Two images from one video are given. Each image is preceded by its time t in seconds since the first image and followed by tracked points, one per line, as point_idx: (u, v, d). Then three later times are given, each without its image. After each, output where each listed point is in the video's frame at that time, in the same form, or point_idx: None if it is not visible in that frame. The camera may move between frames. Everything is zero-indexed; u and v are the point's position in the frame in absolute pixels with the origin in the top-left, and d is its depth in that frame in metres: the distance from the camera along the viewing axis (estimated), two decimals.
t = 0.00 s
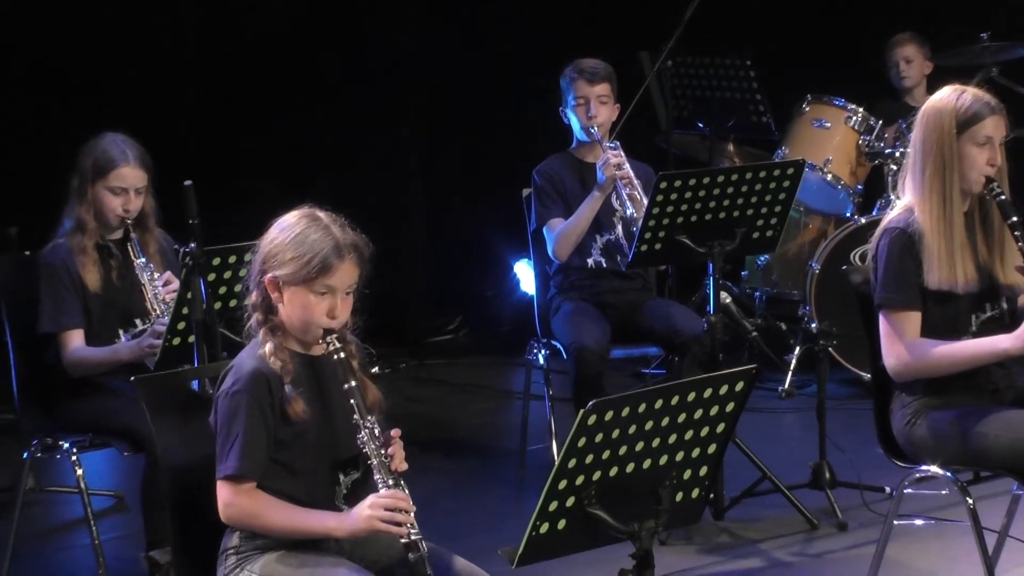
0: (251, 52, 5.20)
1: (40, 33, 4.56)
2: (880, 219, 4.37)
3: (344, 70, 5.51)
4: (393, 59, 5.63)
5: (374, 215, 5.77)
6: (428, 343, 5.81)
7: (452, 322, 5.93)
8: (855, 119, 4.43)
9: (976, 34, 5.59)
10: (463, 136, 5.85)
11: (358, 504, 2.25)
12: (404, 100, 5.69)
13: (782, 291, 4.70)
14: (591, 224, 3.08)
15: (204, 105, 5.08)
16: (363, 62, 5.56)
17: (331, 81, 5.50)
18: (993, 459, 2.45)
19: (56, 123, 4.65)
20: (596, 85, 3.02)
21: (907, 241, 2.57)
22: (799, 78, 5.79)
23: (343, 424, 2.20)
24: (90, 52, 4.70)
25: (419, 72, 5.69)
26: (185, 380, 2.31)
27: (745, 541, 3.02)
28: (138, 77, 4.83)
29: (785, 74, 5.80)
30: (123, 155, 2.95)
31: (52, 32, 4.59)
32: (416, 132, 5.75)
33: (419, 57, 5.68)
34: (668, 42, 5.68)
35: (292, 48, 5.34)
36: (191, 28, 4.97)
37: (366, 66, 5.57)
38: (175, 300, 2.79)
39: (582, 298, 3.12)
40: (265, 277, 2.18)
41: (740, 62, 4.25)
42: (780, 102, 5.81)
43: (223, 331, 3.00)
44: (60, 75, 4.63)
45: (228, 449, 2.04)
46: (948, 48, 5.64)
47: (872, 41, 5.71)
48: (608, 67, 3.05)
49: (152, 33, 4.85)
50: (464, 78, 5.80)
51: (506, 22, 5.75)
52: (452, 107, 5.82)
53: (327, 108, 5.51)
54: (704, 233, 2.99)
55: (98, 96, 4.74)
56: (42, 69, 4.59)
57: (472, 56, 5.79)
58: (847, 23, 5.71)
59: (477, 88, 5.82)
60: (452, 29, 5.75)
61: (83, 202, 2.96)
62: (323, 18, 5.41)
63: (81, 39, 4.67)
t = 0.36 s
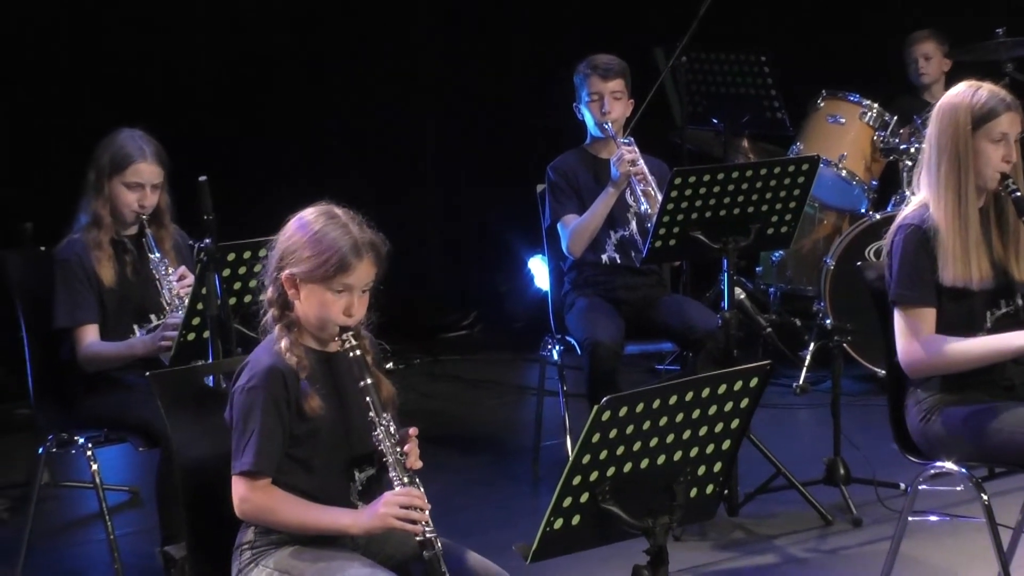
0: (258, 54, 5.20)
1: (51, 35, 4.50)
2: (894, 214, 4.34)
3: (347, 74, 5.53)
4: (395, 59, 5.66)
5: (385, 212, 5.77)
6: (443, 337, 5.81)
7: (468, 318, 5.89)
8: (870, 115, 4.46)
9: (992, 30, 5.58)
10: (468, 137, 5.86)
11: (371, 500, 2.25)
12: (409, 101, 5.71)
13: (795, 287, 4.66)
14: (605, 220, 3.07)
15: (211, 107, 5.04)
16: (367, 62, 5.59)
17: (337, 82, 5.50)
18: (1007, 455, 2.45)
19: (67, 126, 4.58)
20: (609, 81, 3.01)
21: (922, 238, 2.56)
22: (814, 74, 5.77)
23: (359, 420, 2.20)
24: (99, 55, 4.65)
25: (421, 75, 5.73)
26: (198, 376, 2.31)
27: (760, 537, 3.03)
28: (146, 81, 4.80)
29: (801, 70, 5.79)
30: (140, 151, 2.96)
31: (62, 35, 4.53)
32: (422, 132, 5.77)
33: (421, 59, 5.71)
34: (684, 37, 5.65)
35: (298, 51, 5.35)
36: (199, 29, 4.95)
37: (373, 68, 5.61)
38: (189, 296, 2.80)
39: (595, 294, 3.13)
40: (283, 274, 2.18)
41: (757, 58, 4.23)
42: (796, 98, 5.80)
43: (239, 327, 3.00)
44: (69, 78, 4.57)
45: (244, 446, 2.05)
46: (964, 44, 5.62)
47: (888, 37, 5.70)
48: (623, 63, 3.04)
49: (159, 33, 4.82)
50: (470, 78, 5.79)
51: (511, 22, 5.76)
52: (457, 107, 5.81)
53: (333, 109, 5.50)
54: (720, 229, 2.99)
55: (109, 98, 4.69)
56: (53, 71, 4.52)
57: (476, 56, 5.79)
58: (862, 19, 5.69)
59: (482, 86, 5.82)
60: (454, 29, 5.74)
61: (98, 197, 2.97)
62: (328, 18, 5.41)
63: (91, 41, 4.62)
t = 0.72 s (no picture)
0: (265, 53, 5.10)
1: (54, 38, 4.47)
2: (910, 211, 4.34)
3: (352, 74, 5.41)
4: (400, 58, 5.55)
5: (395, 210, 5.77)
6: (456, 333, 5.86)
7: (482, 314, 5.95)
8: (884, 110, 4.45)
9: (1007, 25, 5.58)
10: (476, 135, 5.82)
11: (385, 495, 2.25)
12: (411, 100, 5.62)
13: (810, 283, 4.64)
14: (620, 216, 3.07)
15: (220, 108, 4.97)
16: (375, 63, 5.48)
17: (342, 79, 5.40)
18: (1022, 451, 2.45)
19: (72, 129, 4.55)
20: (624, 76, 3.00)
21: (937, 234, 2.56)
22: (829, 69, 5.76)
23: (372, 415, 2.20)
24: (106, 56, 4.61)
25: (426, 76, 5.64)
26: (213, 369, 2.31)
27: (775, 533, 3.03)
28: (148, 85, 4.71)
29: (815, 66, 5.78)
30: (155, 146, 2.96)
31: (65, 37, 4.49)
32: (428, 131, 5.71)
33: (423, 59, 5.62)
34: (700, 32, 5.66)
35: (299, 49, 5.21)
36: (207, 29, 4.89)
37: (375, 69, 5.48)
38: (203, 292, 2.80)
39: (610, 289, 3.12)
40: (297, 269, 2.18)
41: (771, 54, 4.26)
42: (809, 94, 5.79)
43: (253, 322, 3.00)
44: (76, 80, 4.54)
45: (259, 441, 2.05)
46: (980, 40, 5.62)
47: (902, 32, 5.69)
48: (638, 58, 3.04)
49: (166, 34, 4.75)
50: (473, 77, 5.74)
51: (511, 22, 5.73)
52: (465, 104, 5.77)
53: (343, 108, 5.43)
54: (733, 226, 2.98)
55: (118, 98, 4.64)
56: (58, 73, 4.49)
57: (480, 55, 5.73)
58: (877, 15, 5.68)
59: (489, 83, 5.79)
60: (454, 29, 5.66)
61: (114, 192, 2.98)
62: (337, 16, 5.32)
63: (97, 42, 4.57)
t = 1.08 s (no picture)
0: (274, 51, 5.04)
1: (64, 44, 4.37)
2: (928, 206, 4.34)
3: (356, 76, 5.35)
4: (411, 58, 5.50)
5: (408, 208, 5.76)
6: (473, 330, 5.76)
7: (499, 309, 5.85)
8: (904, 106, 4.42)
9: None
10: (486, 133, 5.78)
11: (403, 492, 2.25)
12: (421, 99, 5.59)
13: (828, 279, 4.64)
14: (638, 211, 3.07)
15: (236, 108, 4.94)
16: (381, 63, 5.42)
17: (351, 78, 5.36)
18: None
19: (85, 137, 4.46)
20: (643, 72, 3.01)
21: (955, 230, 2.55)
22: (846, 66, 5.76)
23: (391, 411, 2.21)
24: (121, 61, 4.52)
25: (437, 75, 5.59)
26: (231, 366, 2.33)
27: (793, 529, 3.03)
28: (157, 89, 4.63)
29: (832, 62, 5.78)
30: (173, 142, 2.97)
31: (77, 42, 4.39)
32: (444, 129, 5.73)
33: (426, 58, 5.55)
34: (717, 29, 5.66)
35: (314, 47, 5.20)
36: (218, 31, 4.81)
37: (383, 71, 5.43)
38: (222, 287, 2.80)
39: (628, 286, 3.12)
40: (317, 266, 2.18)
41: (789, 49, 4.21)
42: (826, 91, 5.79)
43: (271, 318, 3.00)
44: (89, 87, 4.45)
45: (277, 438, 2.05)
46: (997, 37, 5.63)
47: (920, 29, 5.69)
48: (656, 54, 3.04)
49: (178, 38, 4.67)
50: (482, 78, 5.70)
51: (510, 22, 5.68)
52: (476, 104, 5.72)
53: (354, 106, 5.39)
54: (752, 222, 2.98)
55: (131, 98, 4.57)
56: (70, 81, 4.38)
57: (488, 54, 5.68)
58: (895, 11, 5.67)
59: (498, 82, 5.74)
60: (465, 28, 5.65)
61: (132, 188, 2.98)
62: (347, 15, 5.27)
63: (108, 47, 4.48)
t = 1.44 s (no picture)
0: (288, 50, 5.01)
1: (82, 45, 4.36)
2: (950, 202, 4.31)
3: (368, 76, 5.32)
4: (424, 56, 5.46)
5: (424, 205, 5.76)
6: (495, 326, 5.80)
7: (521, 305, 5.89)
8: (926, 101, 4.42)
9: None
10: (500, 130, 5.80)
11: (426, 484, 2.26)
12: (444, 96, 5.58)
13: (850, 275, 4.65)
14: (660, 207, 3.06)
15: (252, 108, 4.91)
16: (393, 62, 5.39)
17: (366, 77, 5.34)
18: None
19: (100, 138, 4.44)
20: (664, 68, 3.00)
21: (977, 227, 2.53)
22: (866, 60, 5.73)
23: (414, 405, 2.22)
24: (136, 62, 4.49)
25: (448, 77, 5.57)
26: (253, 361, 2.32)
27: (814, 525, 3.02)
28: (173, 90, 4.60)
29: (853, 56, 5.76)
30: (194, 136, 2.97)
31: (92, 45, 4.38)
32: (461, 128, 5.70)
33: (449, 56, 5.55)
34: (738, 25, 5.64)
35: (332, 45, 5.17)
36: (233, 32, 4.79)
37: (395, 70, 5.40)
38: (243, 282, 2.80)
39: (650, 282, 3.12)
40: (337, 260, 2.18)
41: (810, 44, 4.24)
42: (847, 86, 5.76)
43: (293, 314, 3.01)
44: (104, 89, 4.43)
45: (300, 434, 2.05)
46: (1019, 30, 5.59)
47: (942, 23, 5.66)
48: (677, 49, 3.03)
49: (192, 39, 4.65)
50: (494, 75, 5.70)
51: (517, 21, 5.66)
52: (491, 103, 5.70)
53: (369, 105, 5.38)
54: (773, 217, 2.98)
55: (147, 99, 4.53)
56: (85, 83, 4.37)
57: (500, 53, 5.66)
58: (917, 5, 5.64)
59: (513, 80, 5.73)
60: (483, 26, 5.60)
61: (153, 182, 2.98)
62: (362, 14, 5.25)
63: (123, 48, 4.46)
